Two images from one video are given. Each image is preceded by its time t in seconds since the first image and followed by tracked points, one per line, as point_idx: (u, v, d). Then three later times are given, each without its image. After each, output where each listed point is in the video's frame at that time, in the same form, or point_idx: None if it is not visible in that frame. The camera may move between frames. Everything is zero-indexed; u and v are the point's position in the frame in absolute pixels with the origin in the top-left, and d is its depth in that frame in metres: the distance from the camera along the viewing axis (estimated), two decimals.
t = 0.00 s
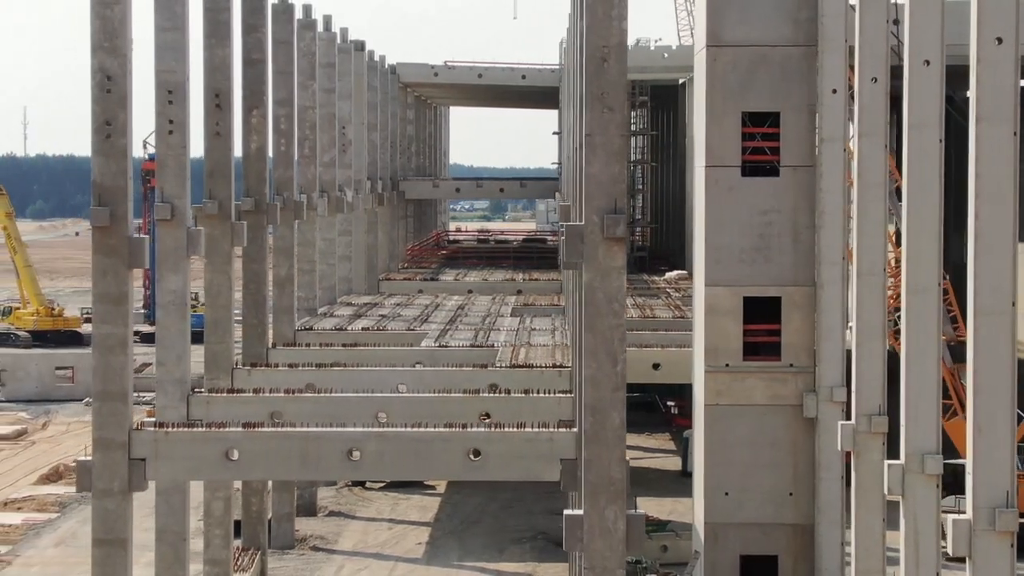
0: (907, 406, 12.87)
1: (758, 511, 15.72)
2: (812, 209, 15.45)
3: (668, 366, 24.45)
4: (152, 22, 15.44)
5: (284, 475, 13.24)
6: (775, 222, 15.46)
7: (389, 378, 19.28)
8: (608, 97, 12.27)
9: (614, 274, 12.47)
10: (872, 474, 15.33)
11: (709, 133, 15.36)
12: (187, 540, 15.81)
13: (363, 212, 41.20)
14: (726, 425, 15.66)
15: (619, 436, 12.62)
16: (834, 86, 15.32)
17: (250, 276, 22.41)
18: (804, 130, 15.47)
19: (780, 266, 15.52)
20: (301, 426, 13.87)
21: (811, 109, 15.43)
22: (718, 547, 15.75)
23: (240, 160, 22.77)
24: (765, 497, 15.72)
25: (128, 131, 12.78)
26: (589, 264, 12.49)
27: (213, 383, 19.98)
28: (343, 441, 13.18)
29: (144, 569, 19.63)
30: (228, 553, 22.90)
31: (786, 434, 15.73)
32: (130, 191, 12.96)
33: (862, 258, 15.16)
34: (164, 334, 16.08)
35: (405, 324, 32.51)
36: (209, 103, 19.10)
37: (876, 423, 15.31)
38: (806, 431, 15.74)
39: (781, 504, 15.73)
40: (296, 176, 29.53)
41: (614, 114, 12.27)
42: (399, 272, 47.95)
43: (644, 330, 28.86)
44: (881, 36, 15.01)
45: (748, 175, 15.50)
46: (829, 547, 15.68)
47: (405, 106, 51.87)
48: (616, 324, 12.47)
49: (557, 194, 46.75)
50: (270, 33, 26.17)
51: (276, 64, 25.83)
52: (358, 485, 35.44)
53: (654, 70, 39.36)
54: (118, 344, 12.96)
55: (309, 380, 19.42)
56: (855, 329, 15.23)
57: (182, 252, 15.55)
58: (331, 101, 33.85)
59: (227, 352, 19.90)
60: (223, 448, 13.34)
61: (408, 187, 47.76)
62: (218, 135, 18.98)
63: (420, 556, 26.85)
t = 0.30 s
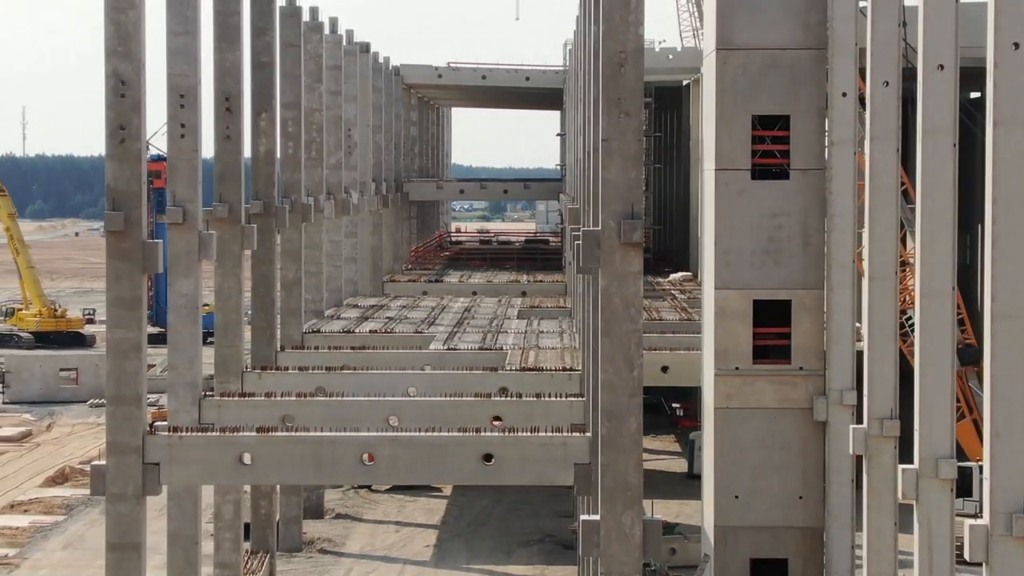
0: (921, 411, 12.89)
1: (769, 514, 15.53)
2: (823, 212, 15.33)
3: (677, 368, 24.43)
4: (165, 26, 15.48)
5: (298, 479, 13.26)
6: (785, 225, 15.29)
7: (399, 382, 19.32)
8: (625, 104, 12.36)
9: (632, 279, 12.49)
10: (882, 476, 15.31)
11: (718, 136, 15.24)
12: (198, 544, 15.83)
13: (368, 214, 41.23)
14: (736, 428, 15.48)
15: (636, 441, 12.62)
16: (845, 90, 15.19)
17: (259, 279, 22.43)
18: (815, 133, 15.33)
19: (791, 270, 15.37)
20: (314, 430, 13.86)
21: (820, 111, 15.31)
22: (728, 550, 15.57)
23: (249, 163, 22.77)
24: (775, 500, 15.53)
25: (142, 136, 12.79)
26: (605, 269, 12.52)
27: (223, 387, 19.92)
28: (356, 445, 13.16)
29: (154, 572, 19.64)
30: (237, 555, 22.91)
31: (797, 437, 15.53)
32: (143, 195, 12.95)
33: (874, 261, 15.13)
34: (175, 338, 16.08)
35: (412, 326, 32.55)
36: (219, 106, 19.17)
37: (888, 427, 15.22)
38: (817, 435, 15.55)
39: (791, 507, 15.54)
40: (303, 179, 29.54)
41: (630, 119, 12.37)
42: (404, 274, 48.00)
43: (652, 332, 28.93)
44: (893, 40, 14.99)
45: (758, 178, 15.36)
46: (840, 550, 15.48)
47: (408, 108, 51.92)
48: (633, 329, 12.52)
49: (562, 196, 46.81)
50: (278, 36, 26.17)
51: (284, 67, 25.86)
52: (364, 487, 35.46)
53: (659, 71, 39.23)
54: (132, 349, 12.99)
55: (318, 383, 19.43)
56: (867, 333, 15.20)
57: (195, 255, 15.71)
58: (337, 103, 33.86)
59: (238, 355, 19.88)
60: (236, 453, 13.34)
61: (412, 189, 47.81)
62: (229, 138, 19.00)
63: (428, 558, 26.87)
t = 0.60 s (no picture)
0: (935, 416, 12.92)
1: (780, 517, 15.10)
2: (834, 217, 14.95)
3: (685, 371, 24.44)
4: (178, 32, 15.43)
5: (312, 483, 13.28)
6: (795, 229, 14.92)
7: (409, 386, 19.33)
8: (642, 110, 12.41)
9: (649, 284, 12.56)
10: (894, 481, 15.27)
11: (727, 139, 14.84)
12: (210, 548, 15.81)
13: (373, 216, 41.23)
14: (747, 432, 15.06)
15: (653, 446, 12.64)
16: (855, 94, 15.22)
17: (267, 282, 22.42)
18: (826, 137, 14.90)
19: (801, 275, 14.99)
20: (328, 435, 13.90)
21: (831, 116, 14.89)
22: (738, 554, 15.12)
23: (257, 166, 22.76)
24: (786, 504, 15.11)
25: (156, 141, 12.84)
26: (622, 275, 12.58)
27: (233, 391, 19.83)
28: (370, 449, 13.19)
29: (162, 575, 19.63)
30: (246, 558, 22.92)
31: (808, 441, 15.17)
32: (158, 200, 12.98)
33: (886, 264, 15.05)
34: (187, 343, 16.06)
35: (419, 329, 32.53)
36: (229, 110, 19.14)
37: (900, 432, 15.21)
38: (828, 440, 15.22)
39: (802, 510, 15.13)
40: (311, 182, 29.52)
41: (647, 125, 12.41)
42: (408, 276, 48.01)
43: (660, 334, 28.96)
44: (905, 44, 14.94)
45: (768, 182, 14.94)
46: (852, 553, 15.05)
47: (412, 110, 51.92)
48: (650, 335, 12.57)
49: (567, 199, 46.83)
50: (287, 39, 26.13)
51: (292, 69, 25.85)
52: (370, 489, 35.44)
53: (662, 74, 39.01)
54: (146, 354, 13.04)
55: (329, 387, 19.42)
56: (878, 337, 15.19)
57: (207, 260, 15.72)
58: (343, 105, 33.85)
59: (248, 359, 19.83)
60: (251, 458, 13.36)
61: (416, 192, 47.83)
62: (239, 142, 18.95)
63: (436, 561, 26.85)
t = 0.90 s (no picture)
0: (950, 422, 12.96)
1: (790, 522, 14.88)
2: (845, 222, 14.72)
3: (693, 375, 24.38)
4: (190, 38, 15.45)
5: (326, 490, 13.30)
6: (806, 234, 14.69)
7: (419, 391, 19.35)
8: (660, 117, 12.47)
9: (665, 293, 12.60)
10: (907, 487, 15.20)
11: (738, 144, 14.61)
12: (222, 554, 15.81)
13: (379, 219, 41.23)
14: (757, 436, 14.79)
15: (670, 454, 12.72)
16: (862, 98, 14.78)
17: (276, 287, 22.43)
18: (836, 142, 14.68)
19: (811, 280, 14.77)
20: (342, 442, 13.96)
21: (842, 120, 14.66)
22: (748, 559, 14.90)
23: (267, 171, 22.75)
24: (796, 509, 14.88)
25: (170, 148, 12.85)
26: (640, 284, 12.62)
27: (244, 396, 19.85)
28: (385, 456, 13.25)
29: None
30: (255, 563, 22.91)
31: (818, 446, 14.94)
32: (172, 207, 12.98)
33: (898, 271, 15.03)
34: (199, 349, 16.10)
35: (427, 333, 32.51)
36: (240, 116, 19.09)
37: (912, 438, 15.21)
38: (838, 445, 15.00)
39: (812, 515, 14.91)
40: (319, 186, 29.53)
41: (665, 133, 12.46)
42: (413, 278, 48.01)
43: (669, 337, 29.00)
44: (916, 50, 14.93)
45: (778, 187, 14.70)
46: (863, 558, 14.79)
47: (417, 112, 51.91)
48: (667, 341, 12.64)
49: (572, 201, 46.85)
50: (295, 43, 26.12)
51: (300, 74, 25.85)
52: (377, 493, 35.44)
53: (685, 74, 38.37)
54: (161, 360, 13.05)
55: (340, 392, 19.45)
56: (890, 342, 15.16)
57: (219, 265, 15.77)
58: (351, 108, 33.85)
59: (258, 364, 19.83)
60: (265, 465, 13.40)
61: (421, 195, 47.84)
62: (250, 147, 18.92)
63: (444, 565, 26.85)
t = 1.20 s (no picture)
0: (964, 430, 12.99)
1: (800, 529, 15.08)
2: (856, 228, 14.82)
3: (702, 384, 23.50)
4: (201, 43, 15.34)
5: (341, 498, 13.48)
6: (817, 240, 14.85)
7: (430, 397, 19.26)
8: (678, 127, 12.53)
9: (681, 302, 12.67)
10: (920, 495, 15.05)
11: (749, 149, 14.79)
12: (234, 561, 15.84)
13: (385, 223, 41.22)
14: (767, 444, 15.00)
15: (688, 465, 12.79)
16: (876, 105, 14.68)
17: (285, 293, 22.44)
18: (847, 148, 14.84)
19: (822, 285, 14.90)
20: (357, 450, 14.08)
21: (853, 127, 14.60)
22: (758, 567, 15.10)
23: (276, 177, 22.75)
24: (807, 515, 15.08)
25: (185, 156, 12.86)
26: (658, 293, 12.70)
27: (255, 402, 19.84)
28: (399, 464, 13.40)
29: None
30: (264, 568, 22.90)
31: (827, 452, 15.04)
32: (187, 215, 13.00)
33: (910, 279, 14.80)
34: (212, 356, 16.17)
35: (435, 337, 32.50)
36: (251, 122, 19.05)
37: (924, 445, 14.93)
38: (849, 452, 15.04)
39: (821, 521, 15.08)
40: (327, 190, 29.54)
41: (683, 143, 12.51)
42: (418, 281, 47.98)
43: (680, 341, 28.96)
44: (928, 56, 14.73)
45: (788, 193, 14.91)
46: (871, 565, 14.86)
47: (421, 115, 51.87)
48: (684, 351, 12.71)
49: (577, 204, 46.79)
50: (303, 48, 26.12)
51: (308, 79, 25.85)
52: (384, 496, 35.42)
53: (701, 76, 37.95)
54: (176, 369, 13.16)
55: (349, 398, 19.28)
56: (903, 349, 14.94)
57: (231, 273, 15.73)
58: (357, 112, 33.84)
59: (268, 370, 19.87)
60: (282, 472, 13.63)
61: (425, 197, 47.81)
62: (260, 154, 18.86)
63: (453, 570, 26.83)
